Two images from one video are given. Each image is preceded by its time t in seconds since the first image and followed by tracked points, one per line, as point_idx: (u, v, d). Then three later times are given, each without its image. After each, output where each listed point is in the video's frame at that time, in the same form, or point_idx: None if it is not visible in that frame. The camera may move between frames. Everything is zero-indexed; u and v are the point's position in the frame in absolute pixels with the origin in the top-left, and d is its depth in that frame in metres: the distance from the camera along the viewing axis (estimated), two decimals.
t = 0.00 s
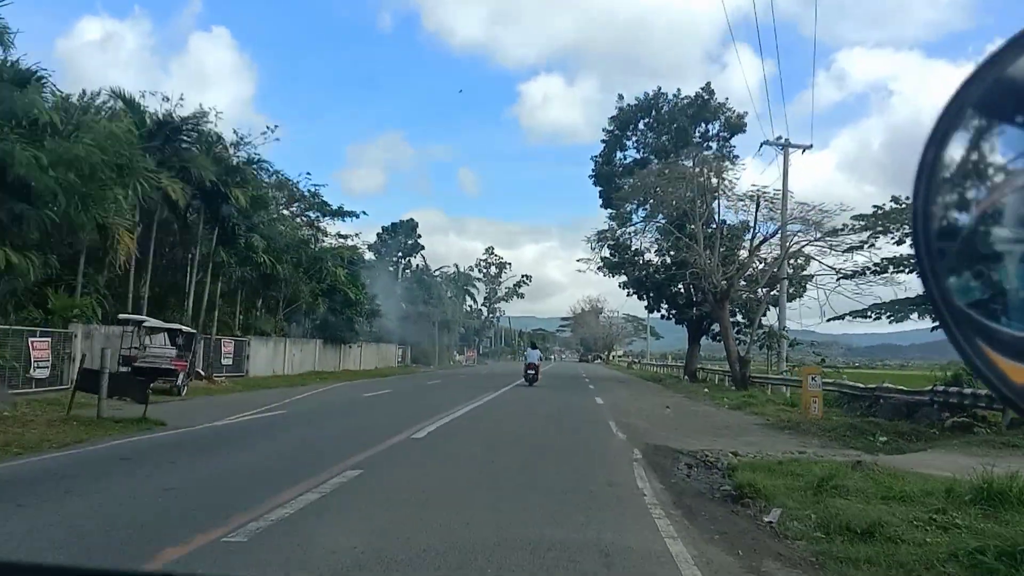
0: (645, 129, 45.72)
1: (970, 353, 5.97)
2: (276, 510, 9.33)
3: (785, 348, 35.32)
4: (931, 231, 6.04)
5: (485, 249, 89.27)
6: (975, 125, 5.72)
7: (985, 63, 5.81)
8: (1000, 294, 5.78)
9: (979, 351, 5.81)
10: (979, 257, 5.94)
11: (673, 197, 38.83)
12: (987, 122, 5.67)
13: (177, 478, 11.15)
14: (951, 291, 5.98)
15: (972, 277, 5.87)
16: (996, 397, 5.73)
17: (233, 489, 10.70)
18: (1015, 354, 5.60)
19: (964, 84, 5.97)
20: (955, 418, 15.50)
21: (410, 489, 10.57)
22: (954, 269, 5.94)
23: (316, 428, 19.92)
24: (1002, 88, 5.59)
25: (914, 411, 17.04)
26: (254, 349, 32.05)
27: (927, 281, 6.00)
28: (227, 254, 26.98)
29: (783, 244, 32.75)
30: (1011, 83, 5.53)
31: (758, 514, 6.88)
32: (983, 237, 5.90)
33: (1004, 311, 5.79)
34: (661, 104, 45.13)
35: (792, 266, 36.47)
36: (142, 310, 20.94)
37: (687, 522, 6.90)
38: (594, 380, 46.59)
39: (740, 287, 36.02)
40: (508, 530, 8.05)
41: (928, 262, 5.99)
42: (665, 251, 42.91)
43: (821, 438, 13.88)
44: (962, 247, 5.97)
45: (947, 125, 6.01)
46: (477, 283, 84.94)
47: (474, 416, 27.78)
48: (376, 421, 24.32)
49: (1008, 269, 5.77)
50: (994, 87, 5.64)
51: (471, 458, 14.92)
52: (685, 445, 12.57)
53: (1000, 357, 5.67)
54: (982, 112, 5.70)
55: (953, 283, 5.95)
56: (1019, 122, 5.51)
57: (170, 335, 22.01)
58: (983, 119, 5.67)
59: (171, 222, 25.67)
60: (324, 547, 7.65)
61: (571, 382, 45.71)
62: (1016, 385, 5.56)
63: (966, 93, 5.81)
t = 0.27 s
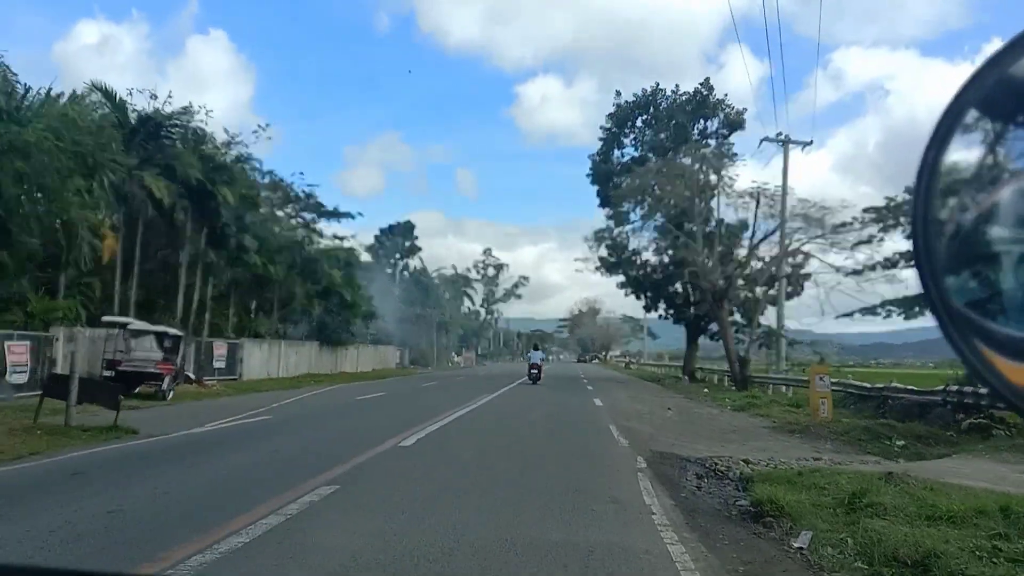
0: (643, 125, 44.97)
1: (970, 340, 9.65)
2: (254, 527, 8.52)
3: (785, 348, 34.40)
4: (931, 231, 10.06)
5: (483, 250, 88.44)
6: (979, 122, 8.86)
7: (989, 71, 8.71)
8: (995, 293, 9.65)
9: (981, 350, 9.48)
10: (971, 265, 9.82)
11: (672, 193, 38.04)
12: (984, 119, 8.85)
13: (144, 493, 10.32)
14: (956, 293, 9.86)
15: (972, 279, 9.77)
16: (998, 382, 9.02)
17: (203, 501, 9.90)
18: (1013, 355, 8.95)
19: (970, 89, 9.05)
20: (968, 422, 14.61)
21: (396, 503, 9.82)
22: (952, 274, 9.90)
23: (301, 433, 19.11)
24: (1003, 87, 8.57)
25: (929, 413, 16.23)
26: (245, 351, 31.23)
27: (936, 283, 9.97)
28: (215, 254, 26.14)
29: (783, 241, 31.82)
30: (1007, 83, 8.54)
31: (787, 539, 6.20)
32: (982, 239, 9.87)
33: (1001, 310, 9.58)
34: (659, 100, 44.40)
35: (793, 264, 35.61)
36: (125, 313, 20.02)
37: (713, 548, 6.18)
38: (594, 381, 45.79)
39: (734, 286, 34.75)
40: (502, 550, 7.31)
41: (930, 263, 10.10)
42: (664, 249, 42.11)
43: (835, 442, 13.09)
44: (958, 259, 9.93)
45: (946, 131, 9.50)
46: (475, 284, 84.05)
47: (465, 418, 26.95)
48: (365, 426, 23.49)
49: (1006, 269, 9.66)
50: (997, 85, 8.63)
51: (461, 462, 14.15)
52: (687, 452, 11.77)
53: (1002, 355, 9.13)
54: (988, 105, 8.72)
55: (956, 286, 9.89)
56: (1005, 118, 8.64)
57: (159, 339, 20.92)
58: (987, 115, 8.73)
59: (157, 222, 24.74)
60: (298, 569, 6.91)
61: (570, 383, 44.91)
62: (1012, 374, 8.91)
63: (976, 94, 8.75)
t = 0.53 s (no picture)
0: (647, 118, 44.20)
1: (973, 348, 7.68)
2: (218, 540, 7.78)
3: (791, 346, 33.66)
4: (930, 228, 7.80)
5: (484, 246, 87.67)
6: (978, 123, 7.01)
7: (987, 64, 6.97)
8: (998, 295, 7.39)
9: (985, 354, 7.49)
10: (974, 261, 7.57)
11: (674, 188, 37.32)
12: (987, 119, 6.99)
13: (109, 505, 9.56)
14: (955, 292, 7.75)
15: (973, 277, 7.54)
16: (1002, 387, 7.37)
17: (170, 511, 9.15)
18: (1014, 356, 7.15)
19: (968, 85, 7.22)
20: (993, 422, 13.87)
21: (378, 511, 9.06)
22: (956, 270, 7.70)
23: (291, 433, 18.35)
24: (1005, 88, 6.79)
25: (947, 414, 15.45)
26: (237, 349, 30.51)
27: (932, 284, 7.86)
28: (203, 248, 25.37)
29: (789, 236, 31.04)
30: (1011, 83, 6.74)
31: (814, 564, 5.50)
32: (985, 235, 7.47)
33: (1005, 310, 7.34)
34: (662, 92, 43.63)
35: (799, 259, 34.87)
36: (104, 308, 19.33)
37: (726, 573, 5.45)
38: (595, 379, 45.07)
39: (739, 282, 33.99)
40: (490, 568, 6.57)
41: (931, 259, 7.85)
42: (667, 245, 41.34)
43: (851, 445, 12.32)
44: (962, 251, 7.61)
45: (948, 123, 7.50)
46: (476, 280, 83.26)
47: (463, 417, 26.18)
48: (359, 426, 22.72)
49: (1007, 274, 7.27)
50: (997, 84, 6.86)
51: (456, 464, 13.40)
52: (697, 455, 10.99)
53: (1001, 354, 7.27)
54: (985, 109, 6.97)
55: (956, 284, 7.73)
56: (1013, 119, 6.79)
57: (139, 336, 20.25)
58: (986, 117, 6.92)
59: (141, 213, 24.06)
60: None
61: (571, 381, 44.20)
62: (1014, 378, 7.15)
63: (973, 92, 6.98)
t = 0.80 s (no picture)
0: (647, 109, 43.20)
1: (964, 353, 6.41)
2: (172, 553, 6.72)
3: (796, 342, 32.70)
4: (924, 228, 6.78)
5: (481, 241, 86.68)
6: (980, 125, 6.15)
7: (986, 62, 6.14)
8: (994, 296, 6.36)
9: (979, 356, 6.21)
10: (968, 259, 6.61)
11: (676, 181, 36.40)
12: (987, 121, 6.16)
13: (57, 508, 8.51)
14: (949, 292, 6.61)
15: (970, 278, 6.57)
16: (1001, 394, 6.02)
17: (126, 517, 8.11)
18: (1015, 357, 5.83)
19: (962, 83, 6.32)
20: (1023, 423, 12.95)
21: (357, 518, 8.07)
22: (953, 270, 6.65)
23: (274, 431, 17.32)
24: (1002, 88, 5.97)
25: (971, 415, 14.49)
26: (224, 343, 29.51)
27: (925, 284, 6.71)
28: (188, 239, 24.30)
29: (795, 228, 30.05)
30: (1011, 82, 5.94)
31: None
32: (978, 235, 6.74)
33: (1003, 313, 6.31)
34: (662, 82, 42.64)
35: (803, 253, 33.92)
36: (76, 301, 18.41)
37: None
38: (593, 376, 44.10)
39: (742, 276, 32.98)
40: None
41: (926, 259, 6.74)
42: (667, 238, 40.35)
43: (874, 448, 11.33)
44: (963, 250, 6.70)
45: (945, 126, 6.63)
46: (472, 275, 82.18)
47: (458, 414, 25.21)
48: (349, 423, 21.72)
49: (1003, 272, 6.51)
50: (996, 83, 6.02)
51: (445, 465, 12.39)
52: (709, 459, 10.01)
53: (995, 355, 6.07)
54: (983, 112, 6.13)
55: (950, 283, 6.62)
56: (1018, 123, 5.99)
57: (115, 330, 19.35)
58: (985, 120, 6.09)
59: (124, 200, 23.05)
60: None
61: (570, 377, 43.28)
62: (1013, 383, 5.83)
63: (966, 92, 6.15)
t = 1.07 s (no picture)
0: (649, 104, 42.31)
1: (974, 348, 10.31)
2: None
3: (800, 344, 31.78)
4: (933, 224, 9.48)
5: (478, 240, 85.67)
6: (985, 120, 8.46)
7: (990, 75, 8.67)
8: (1001, 295, 9.04)
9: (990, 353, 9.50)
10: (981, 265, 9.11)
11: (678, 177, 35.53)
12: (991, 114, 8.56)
13: None
14: (960, 292, 9.61)
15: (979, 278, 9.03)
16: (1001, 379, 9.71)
17: (60, 539, 7.14)
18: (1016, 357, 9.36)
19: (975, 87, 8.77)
20: None
21: (322, 543, 7.11)
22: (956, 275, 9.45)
23: (254, 433, 16.40)
24: (1012, 88, 8.23)
25: (999, 424, 13.52)
26: (210, 342, 28.55)
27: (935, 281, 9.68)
28: (166, 229, 23.63)
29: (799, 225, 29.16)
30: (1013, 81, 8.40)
31: None
32: (992, 232, 8.72)
33: (1005, 310, 9.17)
34: (666, 74, 41.84)
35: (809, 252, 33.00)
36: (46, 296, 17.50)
37: None
38: (592, 377, 43.15)
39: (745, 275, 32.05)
40: None
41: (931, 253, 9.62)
42: (669, 236, 39.45)
43: (901, 461, 10.35)
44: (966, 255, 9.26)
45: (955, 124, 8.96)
46: (470, 275, 81.21)
47: (450, 417, 24.25)
48: (335, 424, 20.78)
49: (1010, 259, 8.39)
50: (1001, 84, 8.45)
51: (432, 473, 11.47)
52: (721, 472, 9.05)
53: (1004, 355, 9.47)
54: (1000, 107, 8.26)
55: (960, 284, 9.54)
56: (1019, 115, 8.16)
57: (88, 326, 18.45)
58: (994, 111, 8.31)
59: (96, 189, 22.32)
60: None
61: (569, 379, 42.32)
62: (1018, 377, 9.70)
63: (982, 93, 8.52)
